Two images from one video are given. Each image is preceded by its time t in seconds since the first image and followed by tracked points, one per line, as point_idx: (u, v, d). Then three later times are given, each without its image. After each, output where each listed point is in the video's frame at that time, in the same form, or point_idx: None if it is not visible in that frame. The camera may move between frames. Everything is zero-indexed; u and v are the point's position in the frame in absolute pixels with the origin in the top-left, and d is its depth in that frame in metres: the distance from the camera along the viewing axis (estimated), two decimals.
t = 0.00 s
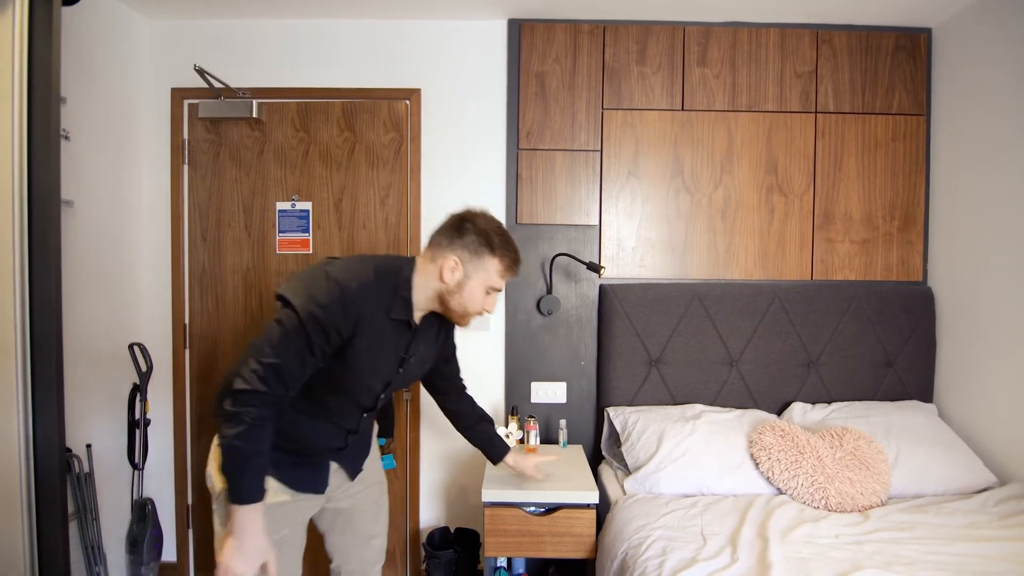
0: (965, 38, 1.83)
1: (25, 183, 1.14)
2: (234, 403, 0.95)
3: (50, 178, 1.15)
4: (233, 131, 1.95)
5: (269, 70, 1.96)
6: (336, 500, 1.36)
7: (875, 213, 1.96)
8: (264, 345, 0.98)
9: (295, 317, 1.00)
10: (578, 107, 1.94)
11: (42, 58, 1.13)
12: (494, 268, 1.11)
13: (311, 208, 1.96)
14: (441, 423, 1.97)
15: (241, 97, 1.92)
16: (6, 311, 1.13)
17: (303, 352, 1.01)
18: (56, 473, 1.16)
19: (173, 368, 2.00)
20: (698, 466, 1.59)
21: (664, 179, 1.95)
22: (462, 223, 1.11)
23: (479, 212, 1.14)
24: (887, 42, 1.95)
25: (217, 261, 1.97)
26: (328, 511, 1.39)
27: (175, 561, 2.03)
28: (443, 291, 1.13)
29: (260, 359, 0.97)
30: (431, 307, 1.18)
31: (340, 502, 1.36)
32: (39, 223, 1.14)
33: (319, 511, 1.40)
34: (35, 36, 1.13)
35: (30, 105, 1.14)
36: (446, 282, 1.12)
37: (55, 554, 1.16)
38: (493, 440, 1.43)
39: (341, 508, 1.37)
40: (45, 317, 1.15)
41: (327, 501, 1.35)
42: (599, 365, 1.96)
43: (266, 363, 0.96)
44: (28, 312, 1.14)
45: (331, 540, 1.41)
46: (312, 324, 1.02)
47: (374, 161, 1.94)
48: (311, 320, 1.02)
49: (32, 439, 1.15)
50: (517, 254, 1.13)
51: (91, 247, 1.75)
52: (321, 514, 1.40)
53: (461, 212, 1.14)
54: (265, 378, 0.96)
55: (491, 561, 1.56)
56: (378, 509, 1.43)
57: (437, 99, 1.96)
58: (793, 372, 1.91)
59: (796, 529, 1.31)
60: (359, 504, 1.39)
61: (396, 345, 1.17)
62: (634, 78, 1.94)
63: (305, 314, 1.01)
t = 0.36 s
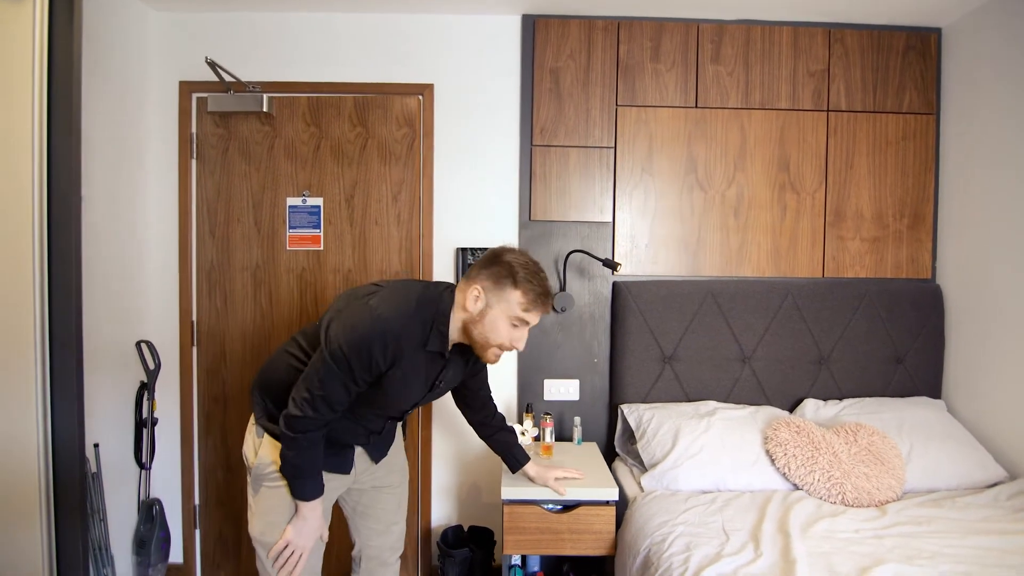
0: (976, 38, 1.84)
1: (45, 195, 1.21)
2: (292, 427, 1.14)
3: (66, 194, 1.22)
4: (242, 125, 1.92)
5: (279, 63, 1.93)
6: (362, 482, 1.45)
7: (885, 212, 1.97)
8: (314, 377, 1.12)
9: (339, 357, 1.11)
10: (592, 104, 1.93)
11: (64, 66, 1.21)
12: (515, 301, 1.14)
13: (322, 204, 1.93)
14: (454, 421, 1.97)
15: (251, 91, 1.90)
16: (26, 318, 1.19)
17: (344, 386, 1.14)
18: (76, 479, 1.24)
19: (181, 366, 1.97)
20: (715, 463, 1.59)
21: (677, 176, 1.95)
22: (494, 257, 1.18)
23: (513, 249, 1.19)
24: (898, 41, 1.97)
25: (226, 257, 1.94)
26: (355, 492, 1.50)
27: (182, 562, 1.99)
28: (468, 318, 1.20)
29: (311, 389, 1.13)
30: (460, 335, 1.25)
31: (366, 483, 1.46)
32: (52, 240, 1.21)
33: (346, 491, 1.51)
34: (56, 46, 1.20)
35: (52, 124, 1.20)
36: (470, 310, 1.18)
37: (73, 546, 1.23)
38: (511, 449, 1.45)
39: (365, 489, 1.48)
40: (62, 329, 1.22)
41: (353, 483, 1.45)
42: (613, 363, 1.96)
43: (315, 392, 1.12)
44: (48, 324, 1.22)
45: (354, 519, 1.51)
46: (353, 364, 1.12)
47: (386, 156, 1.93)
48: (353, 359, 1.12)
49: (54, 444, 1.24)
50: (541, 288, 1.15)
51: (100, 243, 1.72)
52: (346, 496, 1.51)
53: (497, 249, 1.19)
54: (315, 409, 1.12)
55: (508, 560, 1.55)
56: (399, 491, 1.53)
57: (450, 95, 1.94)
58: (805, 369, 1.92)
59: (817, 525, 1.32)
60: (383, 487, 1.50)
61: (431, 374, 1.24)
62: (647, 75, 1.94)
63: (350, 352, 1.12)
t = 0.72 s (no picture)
0: (957, 42, 1.92)
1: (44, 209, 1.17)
2: (268, 455, 1.15)
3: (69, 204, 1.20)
4: (232, 115, 1.86)
5: (271, 51, 1.88)
6: (351, 476, 1.42)
7: (872, 209, 2.04)
8: (281, 409, 1.12)
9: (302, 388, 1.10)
10: (591, 98, 1.94)
11: (60, 57, 1.20)
12: (457, 307, 1.09)
13: (316, 196, 1.89)
14: (453, 417, 1.94)
15: (242, 79, 1.84)
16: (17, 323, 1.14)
17: (311, 415, 1.13)
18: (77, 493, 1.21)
19: (167, 365, 1.89)
20: (715, 453, 1.61)
21: (674, 172, 1.98)
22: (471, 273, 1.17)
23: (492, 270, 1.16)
24: (883, 43, 2.03)
25: (216, 251, 1.88)
26: (344, 487, 1.46)
27: (168, 569, 1.92)
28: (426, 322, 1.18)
29: (279, 420, 1.12)
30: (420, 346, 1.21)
31: (355, 478, 1.43)
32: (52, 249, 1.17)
33: (335, 487, 1.47)
34: (52, 42, 1.19)
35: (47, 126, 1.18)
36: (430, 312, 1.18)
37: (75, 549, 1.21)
38: (519, 444, 1.46)
39: (356, 484, 1.45)
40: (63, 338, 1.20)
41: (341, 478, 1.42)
42: (611, 357, 1.97)
43: (284, 424, 1.12)
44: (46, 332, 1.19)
45: (346, 514, 1.48)
46: (315, 394, 1.11)
47: (383, 148, 1.89)
48: (314, 390, 1.11)
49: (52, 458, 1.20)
50: (496, 314, 1.05)
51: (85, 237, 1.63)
52: (336, 491, 1.48)
53: (474, 269, 1.13)
54: (286, 438, 1.13)
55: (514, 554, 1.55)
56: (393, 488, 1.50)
57: (448, 87, 1.92)
58: (797, 361, 1.96)
59: (818, 510, 1.35)
60: (374, 482, 1.46)
61: (400, 390, 1.24)
62: (645, 71, 1.96)
63: (307, 384, 1.10)
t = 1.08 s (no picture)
0: (946, 42, 1.98)
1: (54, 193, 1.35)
2: (261, 455, 1.06)
3: (78, 189, 1.38)
4: (231, 104, 1.82)
5: (271, 39, 1.84)
6: (356, 469, 1.36)
7: (865, 203, 2.09)
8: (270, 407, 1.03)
9: (290, 385, 1.02)
10: (593, 92, 1.95)
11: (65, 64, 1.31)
12: (447, 311, 1.02)
13: (318, 188, 1.86)
14: (457, 410, 1.94)
15: (241, 68, 1.80)
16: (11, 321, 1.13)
17: (302, 414, 1.04)
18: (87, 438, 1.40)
19: (163, 360, 1.85)
20: (719, 442, 1.64)
21: (675, 165, 2.00)
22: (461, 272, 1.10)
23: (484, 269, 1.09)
24: (876, 42, 2.09)
25: (213, 243, 1.84)
26: (347, 481, 1.39)
27: (165, 568, 1.88)
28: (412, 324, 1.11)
29: (269, 418, 1.04)
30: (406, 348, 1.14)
31: (358, 472, 1.36)
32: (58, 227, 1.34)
33: (338, 481, 1.40)
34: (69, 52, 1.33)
35: (60, 119, 1.36)
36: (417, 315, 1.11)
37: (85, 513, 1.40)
38: (538, 437, 1.46)
39: (360, 478, 1.38)
40: (74, 306, 1.38)
41: (343, 471, 1.35)
42: (613, 349, 1.98)
43: (274, 422, 1.03)
44: (57, 304, 1.37)
45: (351, 509, 1.42)
46: (305, 391, 1.02)
47: (386, 140, 1.88)
48: (303, 388, 1.02)
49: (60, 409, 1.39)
50: (492, 317, 0.99)
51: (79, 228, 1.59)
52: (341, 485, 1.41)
53: (464, 270, 1.06)
54: (278, 438, 1.04)
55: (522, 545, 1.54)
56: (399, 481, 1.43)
57: (452, 79, 1.91)
58: (794, 351, 2.01)
59: (822, 494, 1.39)
60: (378, 476, 1.39)
61: (396, 388, 1.15)
62: (646, 65, 1.98)
63: (293, 381, 1.01)
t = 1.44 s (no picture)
0: (901, 50, 2.12)
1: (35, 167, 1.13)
2: (250, 446, 1.05)
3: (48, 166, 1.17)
4: (204, 92, 1.77)
5: (248, 27, 1.79)
6: (344, 460, 1.35)
7: (828, 201, 2.21)
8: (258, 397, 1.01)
9: (278, 375, 1.00)
10: (574, 89, 1.99)
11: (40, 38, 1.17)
12: (477, 353, 0.99)
13: (296, 179, 1.83)
14: (439, 403, 1.94)
15: (216, 55, 1.74)
16: None
17: (291, 405, 1.02)
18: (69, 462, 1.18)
19: (131, 357, 1.77)
20: (696, 428, 1.71)
21: (652, 163, 2.06)
22: (459, 298, 0.97)
23: (484, 287, 0.99)
24: (838, 48, 2.20)
25: (186, 236, 1.78)
26: (336, 473, 1.39)
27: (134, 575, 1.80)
28: (423, 354, 1.04)
29: (257, 409, 1.02)
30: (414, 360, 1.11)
31: (346, 462, 1.36)
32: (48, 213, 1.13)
33: (326, 473, 1.40)
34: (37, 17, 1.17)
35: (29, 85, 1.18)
36: (425, 350, 1.02)
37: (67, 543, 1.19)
38: (485, 428, 1.34)
39: (348, 468, 1.38)
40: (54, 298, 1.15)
41: (331, 462, 1.34)
42: (593, 341, 2.03)
43: (263, 413, 1.01)
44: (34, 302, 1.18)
45: (339, 500, 1.41)
46: (293, 382, 1.00)
47: (367, 132, 1.86)
48: (292, 378, 1.00)
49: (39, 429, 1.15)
50: (513, 345, 1.00)
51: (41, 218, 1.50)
52: (329, 477, 1.40)
53: (474, 305, 0.96)
54: (265, 429, 1.02)
55: (509, 538, 1.54)
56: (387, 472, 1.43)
57: (433, 73, 1.91)
58: (763, 341, 2.11)
59: (794, 474, 1.47)
60: (366, 466, 1.39)
61: (386, 382, 1.13)
62: (625, 64, 2.03)
63: (281, 370, 1.00)
